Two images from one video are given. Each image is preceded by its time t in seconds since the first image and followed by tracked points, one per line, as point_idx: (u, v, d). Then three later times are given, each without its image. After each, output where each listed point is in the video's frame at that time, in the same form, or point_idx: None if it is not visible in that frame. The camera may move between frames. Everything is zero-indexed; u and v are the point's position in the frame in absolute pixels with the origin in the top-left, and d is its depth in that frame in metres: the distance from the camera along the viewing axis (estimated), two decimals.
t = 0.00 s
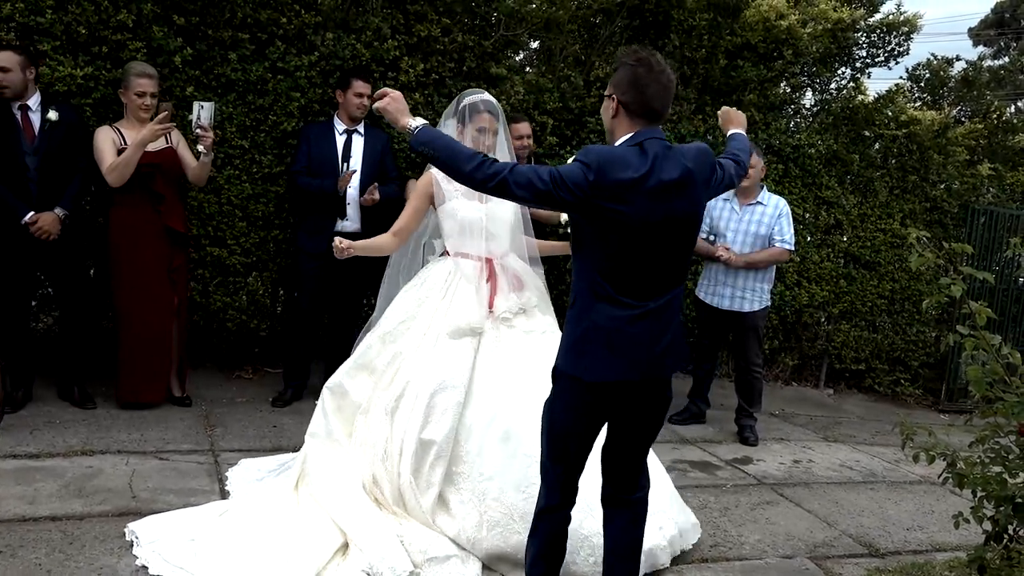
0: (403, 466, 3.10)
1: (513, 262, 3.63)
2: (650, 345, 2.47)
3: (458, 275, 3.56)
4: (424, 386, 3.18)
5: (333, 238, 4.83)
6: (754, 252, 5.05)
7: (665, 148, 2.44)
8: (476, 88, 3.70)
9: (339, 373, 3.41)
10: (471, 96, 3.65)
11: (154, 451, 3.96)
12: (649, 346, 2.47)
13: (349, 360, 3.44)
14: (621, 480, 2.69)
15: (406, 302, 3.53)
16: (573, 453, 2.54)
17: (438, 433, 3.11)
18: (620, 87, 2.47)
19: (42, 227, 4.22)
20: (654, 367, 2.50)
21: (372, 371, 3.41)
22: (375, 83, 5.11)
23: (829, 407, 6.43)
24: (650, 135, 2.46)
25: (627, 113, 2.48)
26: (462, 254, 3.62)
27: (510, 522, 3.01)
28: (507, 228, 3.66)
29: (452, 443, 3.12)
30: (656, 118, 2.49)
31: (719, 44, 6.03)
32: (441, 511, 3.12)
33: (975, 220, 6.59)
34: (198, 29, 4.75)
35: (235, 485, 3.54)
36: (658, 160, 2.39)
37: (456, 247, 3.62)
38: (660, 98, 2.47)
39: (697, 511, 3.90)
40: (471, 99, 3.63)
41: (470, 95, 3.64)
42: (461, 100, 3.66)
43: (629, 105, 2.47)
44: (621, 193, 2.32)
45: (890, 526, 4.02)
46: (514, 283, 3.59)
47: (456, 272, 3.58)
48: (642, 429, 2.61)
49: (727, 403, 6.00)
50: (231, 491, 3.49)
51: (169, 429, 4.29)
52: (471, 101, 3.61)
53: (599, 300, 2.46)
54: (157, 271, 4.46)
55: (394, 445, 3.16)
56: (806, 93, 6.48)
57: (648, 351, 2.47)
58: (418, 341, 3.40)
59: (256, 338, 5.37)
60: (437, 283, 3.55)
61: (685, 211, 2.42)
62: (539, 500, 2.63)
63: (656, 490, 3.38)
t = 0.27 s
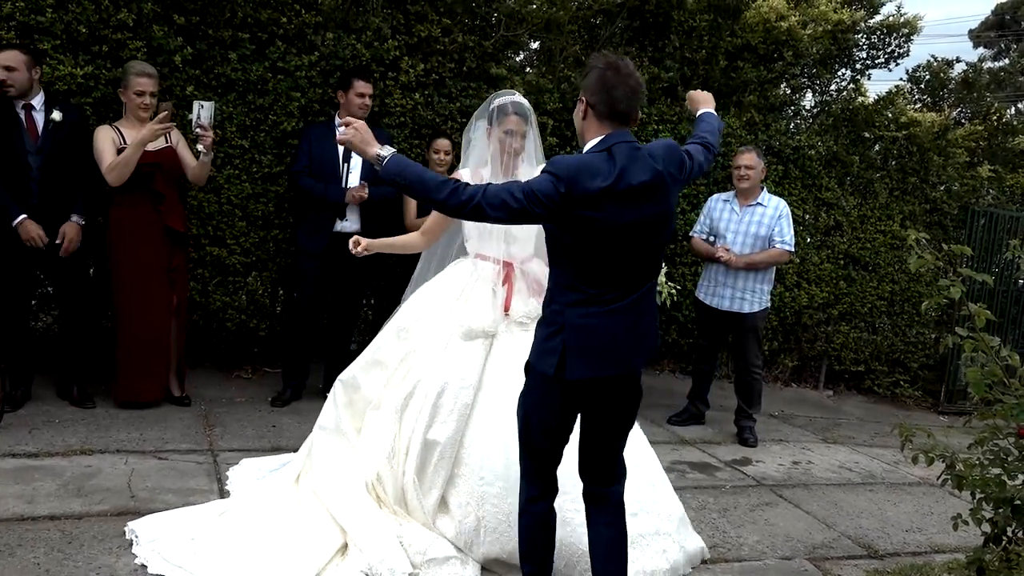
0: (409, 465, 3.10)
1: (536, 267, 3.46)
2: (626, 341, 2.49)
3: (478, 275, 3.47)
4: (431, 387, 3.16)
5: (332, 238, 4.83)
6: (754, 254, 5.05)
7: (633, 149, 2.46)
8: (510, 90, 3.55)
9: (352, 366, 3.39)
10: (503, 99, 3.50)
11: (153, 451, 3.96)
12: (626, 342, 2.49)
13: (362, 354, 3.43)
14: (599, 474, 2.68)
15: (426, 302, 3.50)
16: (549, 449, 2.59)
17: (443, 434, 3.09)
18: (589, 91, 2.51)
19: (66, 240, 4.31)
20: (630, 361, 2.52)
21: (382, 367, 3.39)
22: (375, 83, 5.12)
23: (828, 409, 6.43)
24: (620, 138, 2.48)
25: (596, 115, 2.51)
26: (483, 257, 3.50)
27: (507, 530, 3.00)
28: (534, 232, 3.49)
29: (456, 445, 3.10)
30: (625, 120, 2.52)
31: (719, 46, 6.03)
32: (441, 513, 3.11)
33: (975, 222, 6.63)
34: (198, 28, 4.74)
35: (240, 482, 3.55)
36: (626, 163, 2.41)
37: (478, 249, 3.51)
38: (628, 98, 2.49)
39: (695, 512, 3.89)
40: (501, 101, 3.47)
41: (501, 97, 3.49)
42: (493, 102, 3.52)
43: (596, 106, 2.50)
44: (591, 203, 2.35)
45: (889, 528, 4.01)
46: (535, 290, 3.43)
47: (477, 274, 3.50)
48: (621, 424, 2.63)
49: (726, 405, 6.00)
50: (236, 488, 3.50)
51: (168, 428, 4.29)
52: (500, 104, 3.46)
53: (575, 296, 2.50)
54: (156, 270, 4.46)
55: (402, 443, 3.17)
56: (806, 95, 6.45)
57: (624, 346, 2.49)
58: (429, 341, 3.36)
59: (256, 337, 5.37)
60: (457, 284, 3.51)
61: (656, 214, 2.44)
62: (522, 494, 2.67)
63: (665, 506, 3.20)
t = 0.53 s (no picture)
0: (410, 465, 3.10)
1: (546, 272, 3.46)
2: (599, 331, 2.54)
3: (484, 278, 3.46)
4: (432, 388, 3.15)
5: (332, 238, 4.84)
6: (754, 254, 5.05)
7: (612, 142, 2.49)
8: (526, 93, 3.50)
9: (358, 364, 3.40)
10: (518, 101, 3.45)
11: (153, 451, 3.96)
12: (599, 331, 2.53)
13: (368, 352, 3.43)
14: (582, 462, 2.72)
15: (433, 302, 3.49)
16: (535, 439, 2.61)
17: (444, 436, 3.09)
18: (563, 92, 2.56)
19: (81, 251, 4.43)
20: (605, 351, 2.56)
21: (387, 366, 3.39)
22: (375, 84, 5.12)
23: (828, 409, 6.43)
24: (601, 131, 2.50)
25: (574, 111, 2.54)
26: (495, 258, 3.50)
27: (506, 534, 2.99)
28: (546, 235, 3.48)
29: (456, 447, 3.10)
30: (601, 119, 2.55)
31: (719, 46, 6.03)
32: (441, 515, 3.11)
33: (975, 223, 6.64)
34: (198, 29, 4.75)
35: (248, 480, 3.57)
36: (604, 154, 2.45)
37: (489, 250, 3.50)
38: (602, 93, 2.54)
39: (694, 513, 3.90)
40: (515, 104, 3.43)
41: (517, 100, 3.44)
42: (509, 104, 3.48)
43: (573, 105, 2.54)
44: (567, 187, 2.38)
45: (888, 528, 4.01)
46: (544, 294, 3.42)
47: (485, 275, 3.48)
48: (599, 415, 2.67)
49: (726, 405, 6.00)
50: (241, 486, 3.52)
51: (168, 428, 4.29)
52: (515, 107, 3.42)
53: (547, 286, 2.53)
54: (156, 270, 4.46)
55: (402, 443, 3.16)
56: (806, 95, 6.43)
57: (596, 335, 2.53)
58: (433, 342, 3.35)
59: (255, 338, 5.37)
60: (463, 284, 3.49)
61: (630, 205, 2.48)
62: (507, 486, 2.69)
63: (672, 520, 3.18)
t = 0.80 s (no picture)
0: (407, 467, 3.09)
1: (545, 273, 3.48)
2: (587, 325, 2.53)
3: (485, 278, 3.47)
4: (430, 388, 3.15)
5: (331, 238, 4.84)
6: (753, 255, 5.06)
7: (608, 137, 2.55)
8: (528, 92, 3.52)
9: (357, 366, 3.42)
10: (520, 102, 3.47)
11: (152, 451, 3.96)
12: (588, 326, 2.53)
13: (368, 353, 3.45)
14: (574, 462, 2.72)
15: (432, 303, 3.49)
16: (530, 437, 2.60)
17: (441, 437, 3.09)
18: (554, 99, 2.63)
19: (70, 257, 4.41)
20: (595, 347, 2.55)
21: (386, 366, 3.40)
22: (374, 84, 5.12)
23: (826, 410, 6.44)
24: (597, 126, 2.56)
25: (566, 116, 2.61)
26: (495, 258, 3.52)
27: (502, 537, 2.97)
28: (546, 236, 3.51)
29: (454, 448, 3.10)
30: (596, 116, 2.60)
31: (718, 47, 6.04)
32: (439, 516, 3.10)
33: (973, 223, 6.63)
34: (197, 29, 4.75)
35: (251, 480, 3.58)
36: (599, 146, 2.50)
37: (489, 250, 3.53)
38: (590, 95, 2.62)
39: (693, 513, 3.90)
40: (518, 104, 3.45)
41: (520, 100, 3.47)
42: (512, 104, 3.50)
43: (565, 109, 2.61)
44: (560, 173, 2.43)
45: (887, 529, 4.02)
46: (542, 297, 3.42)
47: (485, 276, 3.49)
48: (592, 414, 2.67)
49: (725, 406, 6.01)
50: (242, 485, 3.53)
51: (167, 429, 4.29)
52: (517, 108, 3.44)
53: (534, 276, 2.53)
54: (155, 271, 4.46)
55: (401, 445, 3.16)
56: (805, 96, 6.44)
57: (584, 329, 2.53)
58: (431, 343, 3.35)
59: (254, 338, 5.37)
60: (462, 285, 3.49)
61: (621, 205, 2.51)
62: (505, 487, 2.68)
63: (671, 523, 3.16)
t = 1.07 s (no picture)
0: (402, 471, 3.09)
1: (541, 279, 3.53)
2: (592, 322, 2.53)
3: (481, 283, 3.48)
4: (426, 392, 3.16)
5: (330, 238, 4.83)
6: (752, 255, 5.06)
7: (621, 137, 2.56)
8: (532, 96, 3.54)
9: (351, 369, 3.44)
10: (524, 105, 3.48)
11: (151, 451, 3.96)
12: (593, 322, 2.53)
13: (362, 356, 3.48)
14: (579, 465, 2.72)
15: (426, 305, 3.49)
16: (534, 436, 2.61)
17: (436, 441, 3.09)
18: (566, 100, 2.70)
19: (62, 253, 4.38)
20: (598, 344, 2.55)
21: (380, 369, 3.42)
22: (374, 84, 5.12)
23: (825, 410, 6.44)
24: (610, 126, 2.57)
25: (579, 116, 2.67)
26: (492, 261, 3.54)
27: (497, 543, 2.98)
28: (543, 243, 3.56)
29: (450, 451, 3.10)
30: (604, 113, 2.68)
31: (717, 47, 6.04)
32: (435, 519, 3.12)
33: (972, 224, 6.64)
34: (196, 29, 4.75)
35: (248, 480, 3.58)
36: (611, 145, 2.51)
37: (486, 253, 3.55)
38: (600, 96, 2.68)
39: (692, 513, 3.90)
40: (521, 108, 3.46)
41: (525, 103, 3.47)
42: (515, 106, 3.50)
43: (578, 109, 2.67)
44: (572, 170, 2.43)
45: (886, 529, 4.02)
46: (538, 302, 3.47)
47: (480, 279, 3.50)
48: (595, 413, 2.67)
49: (724, 406, 6.01)
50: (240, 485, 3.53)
51: (166, 429, 4.29)
52: (520, 111, 3.45)
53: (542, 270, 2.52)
54: (153, 270, 4.46)
55: (394, 448, 3.15)
56: (804, 96, 6.45)
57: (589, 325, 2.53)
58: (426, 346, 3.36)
59: (253, 338, 5.37)
60: (456, 287, 3.49)
61: (632, 203, 2.51)
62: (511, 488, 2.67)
63: (668, 525, 3.17)
